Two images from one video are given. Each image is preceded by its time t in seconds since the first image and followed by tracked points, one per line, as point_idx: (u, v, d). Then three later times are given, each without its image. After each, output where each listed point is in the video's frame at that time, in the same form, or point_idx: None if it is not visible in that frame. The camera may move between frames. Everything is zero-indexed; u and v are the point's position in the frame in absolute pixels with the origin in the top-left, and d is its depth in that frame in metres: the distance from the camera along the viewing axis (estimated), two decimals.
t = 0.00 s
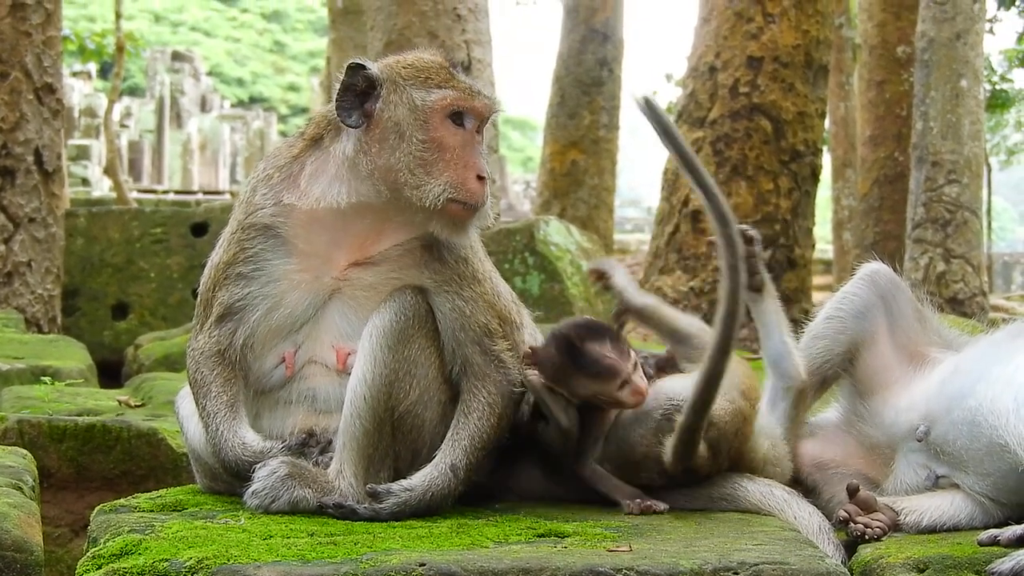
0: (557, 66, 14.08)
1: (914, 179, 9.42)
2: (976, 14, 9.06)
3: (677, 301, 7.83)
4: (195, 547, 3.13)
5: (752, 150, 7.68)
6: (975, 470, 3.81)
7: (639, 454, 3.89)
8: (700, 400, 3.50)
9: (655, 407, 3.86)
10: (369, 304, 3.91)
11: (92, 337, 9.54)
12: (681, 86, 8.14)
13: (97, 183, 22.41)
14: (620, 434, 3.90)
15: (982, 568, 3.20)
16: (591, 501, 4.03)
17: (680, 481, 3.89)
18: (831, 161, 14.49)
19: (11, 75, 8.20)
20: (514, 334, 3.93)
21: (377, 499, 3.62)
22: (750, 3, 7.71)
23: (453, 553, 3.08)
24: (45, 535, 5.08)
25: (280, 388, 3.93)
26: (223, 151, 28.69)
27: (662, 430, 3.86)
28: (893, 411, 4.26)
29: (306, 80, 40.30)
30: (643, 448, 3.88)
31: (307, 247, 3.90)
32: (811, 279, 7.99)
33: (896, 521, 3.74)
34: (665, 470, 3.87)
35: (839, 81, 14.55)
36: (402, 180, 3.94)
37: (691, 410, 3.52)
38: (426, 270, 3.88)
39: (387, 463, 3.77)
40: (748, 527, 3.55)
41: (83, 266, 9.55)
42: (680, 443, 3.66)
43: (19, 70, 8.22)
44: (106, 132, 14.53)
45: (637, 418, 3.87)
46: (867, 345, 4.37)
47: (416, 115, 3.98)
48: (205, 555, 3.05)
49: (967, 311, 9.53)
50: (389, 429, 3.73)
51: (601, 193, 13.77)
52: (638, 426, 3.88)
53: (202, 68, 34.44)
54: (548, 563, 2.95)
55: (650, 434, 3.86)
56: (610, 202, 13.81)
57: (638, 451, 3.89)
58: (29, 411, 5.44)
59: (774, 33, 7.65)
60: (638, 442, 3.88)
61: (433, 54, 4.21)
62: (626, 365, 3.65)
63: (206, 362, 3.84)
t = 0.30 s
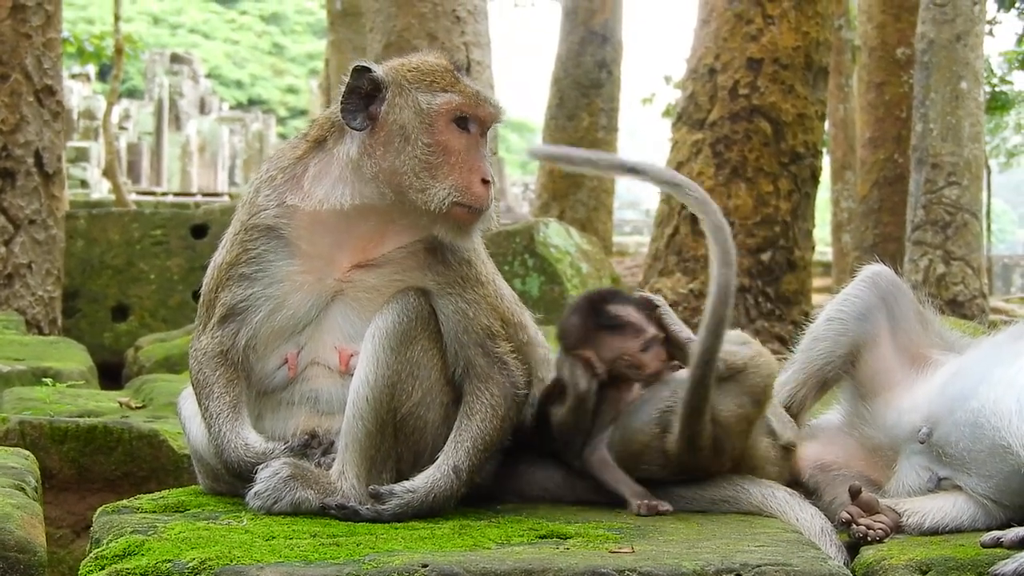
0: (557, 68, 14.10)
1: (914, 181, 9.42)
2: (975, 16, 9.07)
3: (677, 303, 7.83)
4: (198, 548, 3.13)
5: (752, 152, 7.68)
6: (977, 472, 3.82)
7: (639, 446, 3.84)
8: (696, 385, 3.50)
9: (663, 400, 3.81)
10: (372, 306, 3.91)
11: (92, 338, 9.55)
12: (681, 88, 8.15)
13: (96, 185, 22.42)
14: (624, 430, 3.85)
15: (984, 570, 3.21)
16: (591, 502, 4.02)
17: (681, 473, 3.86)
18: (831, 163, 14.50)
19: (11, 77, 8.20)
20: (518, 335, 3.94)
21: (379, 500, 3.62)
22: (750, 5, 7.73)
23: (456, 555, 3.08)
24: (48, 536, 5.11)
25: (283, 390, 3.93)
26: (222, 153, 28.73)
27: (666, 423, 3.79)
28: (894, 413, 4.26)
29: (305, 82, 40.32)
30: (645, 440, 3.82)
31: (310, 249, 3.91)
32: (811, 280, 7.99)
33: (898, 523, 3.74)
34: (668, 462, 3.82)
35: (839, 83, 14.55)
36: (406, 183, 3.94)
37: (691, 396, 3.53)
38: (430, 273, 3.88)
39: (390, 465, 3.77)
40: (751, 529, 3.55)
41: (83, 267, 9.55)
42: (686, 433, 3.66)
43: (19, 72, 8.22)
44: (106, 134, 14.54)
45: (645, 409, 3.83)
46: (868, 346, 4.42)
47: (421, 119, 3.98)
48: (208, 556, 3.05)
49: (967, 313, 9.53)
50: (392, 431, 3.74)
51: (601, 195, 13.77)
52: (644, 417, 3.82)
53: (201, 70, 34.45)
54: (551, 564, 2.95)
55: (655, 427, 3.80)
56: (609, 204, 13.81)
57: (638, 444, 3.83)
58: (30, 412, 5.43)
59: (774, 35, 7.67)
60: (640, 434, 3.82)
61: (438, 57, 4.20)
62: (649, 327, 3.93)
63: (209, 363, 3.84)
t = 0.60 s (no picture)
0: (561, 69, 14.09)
1: (918, 182, 9.41)
2: (980, 16, 9.06)
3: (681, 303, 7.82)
4: (204, 549, 3.13)
5: (756, 152, 7.67)
6: (983, 472, 3.82)
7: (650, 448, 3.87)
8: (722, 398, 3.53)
9: (670, 404, 3.86)
10: (378, 308, 3.91)
11: (96, 338, 9.56)
12: (686, 88, 8.14)
13: (100, 185, 22.47)
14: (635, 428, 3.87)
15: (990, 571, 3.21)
16: (598, 502, 4.02)
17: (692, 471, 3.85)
18: (835, 164, 14.49)
19: (17, 77, 8.20)
20: (525, 336, 3.93)
21: (385, 501, 3.62)
22: (754, 5, 7.73)
23: (462, 556, 3.08)
24: (52, 538, 5.12)
25: (289, 391, 3.93)
26: (226, 154, 28.91)
27: (676, 427, 3.84)
28: (900, 415, 4.25)
29: (309, 82, 40.33)
30: (655, 444, 3.86)
31: (316, 250, 3.91)
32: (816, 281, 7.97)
33: (904, 524, 3.73)
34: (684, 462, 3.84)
35: (843, 83, 14.53)
36: (413, 184, 3.93)
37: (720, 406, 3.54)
38: (436, 273, 3.88)
39: (396, 465, 3.77)
40: (756, 530, 3.55)
41: (88, 268, 9.55)
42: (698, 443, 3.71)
43: (24, 72, 8.22)
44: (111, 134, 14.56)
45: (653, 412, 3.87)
46: (874, 348, 4.39)
47: (427, 119, 3.97)
48: (215, 557, 3.05)
49: (971, 314, 9.53)
50: (398, 432, 3.73)
51: (605, 195, 13.75)
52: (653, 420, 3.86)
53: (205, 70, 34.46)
54: (557, 565, 2.95)
55: (664, 432, 3.86)
56: (613, 204, 13.79)
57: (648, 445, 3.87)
58: (35, 413, 5.42)
59: (778, 36, 7.66)
60: (650, 436, 3.87)
61: (443, 58, 4.20)
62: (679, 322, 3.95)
63: (215, 364, 3.85)
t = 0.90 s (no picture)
0: (568, 68, 14.09)
1: (926, 181, 9.38)
2: (987, 16, 9.04)
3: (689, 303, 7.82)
4: (212, 549, 3.13)
5: (764, 152, 7.66)
6: (991, 473, 3.82)
7: (669, 437, 3.83)
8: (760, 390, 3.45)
9: (692, 393, 3.84)
10: (386, 308, 3.91)
11: (104, 338, 9.56)
12: (694, 88, 8.13)
13: (108, 184, 22.51)
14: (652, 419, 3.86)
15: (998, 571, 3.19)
16: (606, 502, 4.01)
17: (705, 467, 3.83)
18: (843, 163, 14.47)
19: (25, 77, 8.21)
20: (532, 337, 3.93)
21: (393, 501, 3.62)
22: (762, 5, 7.72)
23: (470, 556, 3.07)
24: (60, 537, 5.12)
25: (297, 391, 3.94)
26: (234, 153, 28.95)
27: (697, 417, 3.81)
28: (907, 415, 4.25)
29: (317, 81, 40.35)
30: (675, 432, 3.82)
31: (324, 250, 3.91)
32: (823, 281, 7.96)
33: (911, 524, 3.71)
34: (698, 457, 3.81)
35: (851, 83, 14.50)
36: (421, 183, 3.94)
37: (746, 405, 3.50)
38: (444, 273, 3.88)
39: (403, 465, 3.77)
40: (764, 530, 3.54)
41: (96, 268, 9.56)
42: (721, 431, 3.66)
43: (32, 72, 8.23)
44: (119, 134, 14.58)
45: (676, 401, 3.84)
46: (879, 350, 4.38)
47: (435, 119, 3.98)
48: (222, 557, 3.05)
49: (979, 314, 9.51)
50: (405, 432, 3.73)
51: (612, 195, 13.72)
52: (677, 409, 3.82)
53: (213, 70, 34.49)
54: (565, 565, 2.94)
55: (685, 421, 3.82)
56: (621, 204, 13.77)
57: (670, 435, 3.83)
58: (43, 413, 5.43)
59: (786, 35, 7.65)
60: (671, 424, 3.82)
61: (451, 57, 4.20)
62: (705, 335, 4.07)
63: (223, 364, 3.85)
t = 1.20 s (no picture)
0: (574, 68, 14.08)
1: (932, 181, 9.36)
2: (993, 16, 9.02)
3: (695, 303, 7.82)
4: (217, 549, 3.13)
5: (770, 152, 7.65)
6: (996, 473, 3.80)
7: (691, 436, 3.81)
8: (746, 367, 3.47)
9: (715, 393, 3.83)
10: (391, 308, 3.92)
11: (110, 338, 9.57)
12: (700, 88, 8.12)
13: (114, 184, 22.55)
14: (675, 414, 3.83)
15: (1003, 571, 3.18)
16: (612, 502, 4.01)
17: (728, 467, 3.82)
18: (849, 163, 14.45)
19: (31, 77, 8.22)
20: (539, 337, 3.93)
21: (398, 501, 3.62)
22: (768, 5, 7.71)
23: (475, 555, 3.07)
24: (66, 537, 5.14)
25: (303, 391, 3.94)
26: (239, 153, 28.96)
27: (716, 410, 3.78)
28: (912, 415, 4.24)
29: (322, 81, 40.41)
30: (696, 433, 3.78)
31: (329, 250, 3.91)
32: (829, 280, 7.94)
33: (916, 524, 3.70)
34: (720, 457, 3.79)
35: (857, 82, 14.46)
36: (426, 183, 3.93)
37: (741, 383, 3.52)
38: (449, 273, 3.88)
39: (409, 465, 3.77)
40: (769, 530, 3.53)
41: (102, 268, 9.58)
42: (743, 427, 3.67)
43: (38, 72, 8.24)
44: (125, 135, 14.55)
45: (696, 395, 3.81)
46: (884, 349, 4.37)
47: (440, 119, 3.97)
48: (228, 557, 3.06)
49: (985, 314, 9.48)
50: (411, 432, 3.73)
51: (618, 195, 13.68)
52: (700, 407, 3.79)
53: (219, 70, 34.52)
54: (570, 565, 2.94)
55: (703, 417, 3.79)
56: (627, 204, 13.74)
57: (692, 434, 3.80)
58: (49, 413, 5.43)
59: (792, 35, 7.64)
60: (691, 421, 3.79)
61: (456, 57, 4.19)
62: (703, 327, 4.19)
63: (228, 364, 3.85)
